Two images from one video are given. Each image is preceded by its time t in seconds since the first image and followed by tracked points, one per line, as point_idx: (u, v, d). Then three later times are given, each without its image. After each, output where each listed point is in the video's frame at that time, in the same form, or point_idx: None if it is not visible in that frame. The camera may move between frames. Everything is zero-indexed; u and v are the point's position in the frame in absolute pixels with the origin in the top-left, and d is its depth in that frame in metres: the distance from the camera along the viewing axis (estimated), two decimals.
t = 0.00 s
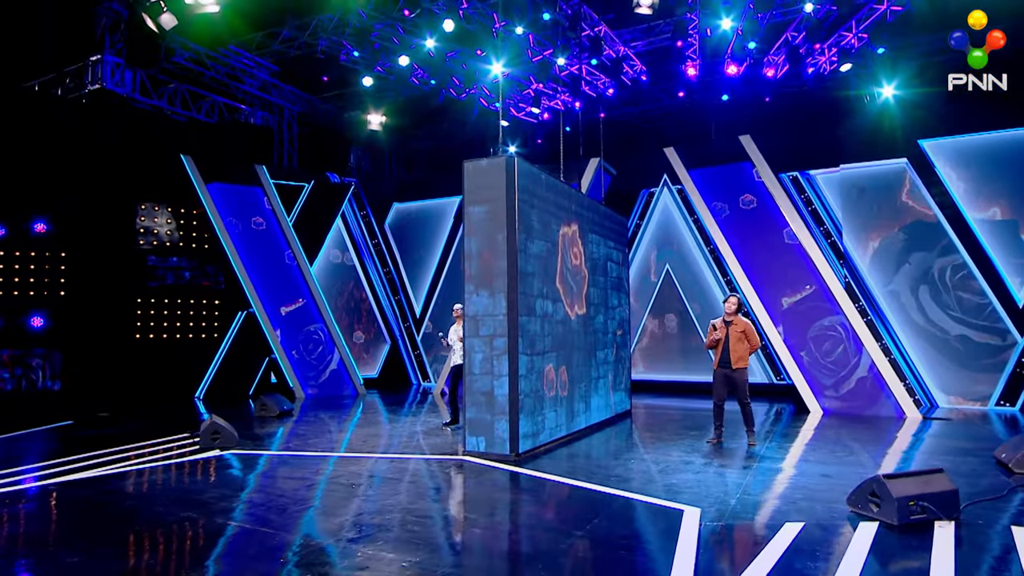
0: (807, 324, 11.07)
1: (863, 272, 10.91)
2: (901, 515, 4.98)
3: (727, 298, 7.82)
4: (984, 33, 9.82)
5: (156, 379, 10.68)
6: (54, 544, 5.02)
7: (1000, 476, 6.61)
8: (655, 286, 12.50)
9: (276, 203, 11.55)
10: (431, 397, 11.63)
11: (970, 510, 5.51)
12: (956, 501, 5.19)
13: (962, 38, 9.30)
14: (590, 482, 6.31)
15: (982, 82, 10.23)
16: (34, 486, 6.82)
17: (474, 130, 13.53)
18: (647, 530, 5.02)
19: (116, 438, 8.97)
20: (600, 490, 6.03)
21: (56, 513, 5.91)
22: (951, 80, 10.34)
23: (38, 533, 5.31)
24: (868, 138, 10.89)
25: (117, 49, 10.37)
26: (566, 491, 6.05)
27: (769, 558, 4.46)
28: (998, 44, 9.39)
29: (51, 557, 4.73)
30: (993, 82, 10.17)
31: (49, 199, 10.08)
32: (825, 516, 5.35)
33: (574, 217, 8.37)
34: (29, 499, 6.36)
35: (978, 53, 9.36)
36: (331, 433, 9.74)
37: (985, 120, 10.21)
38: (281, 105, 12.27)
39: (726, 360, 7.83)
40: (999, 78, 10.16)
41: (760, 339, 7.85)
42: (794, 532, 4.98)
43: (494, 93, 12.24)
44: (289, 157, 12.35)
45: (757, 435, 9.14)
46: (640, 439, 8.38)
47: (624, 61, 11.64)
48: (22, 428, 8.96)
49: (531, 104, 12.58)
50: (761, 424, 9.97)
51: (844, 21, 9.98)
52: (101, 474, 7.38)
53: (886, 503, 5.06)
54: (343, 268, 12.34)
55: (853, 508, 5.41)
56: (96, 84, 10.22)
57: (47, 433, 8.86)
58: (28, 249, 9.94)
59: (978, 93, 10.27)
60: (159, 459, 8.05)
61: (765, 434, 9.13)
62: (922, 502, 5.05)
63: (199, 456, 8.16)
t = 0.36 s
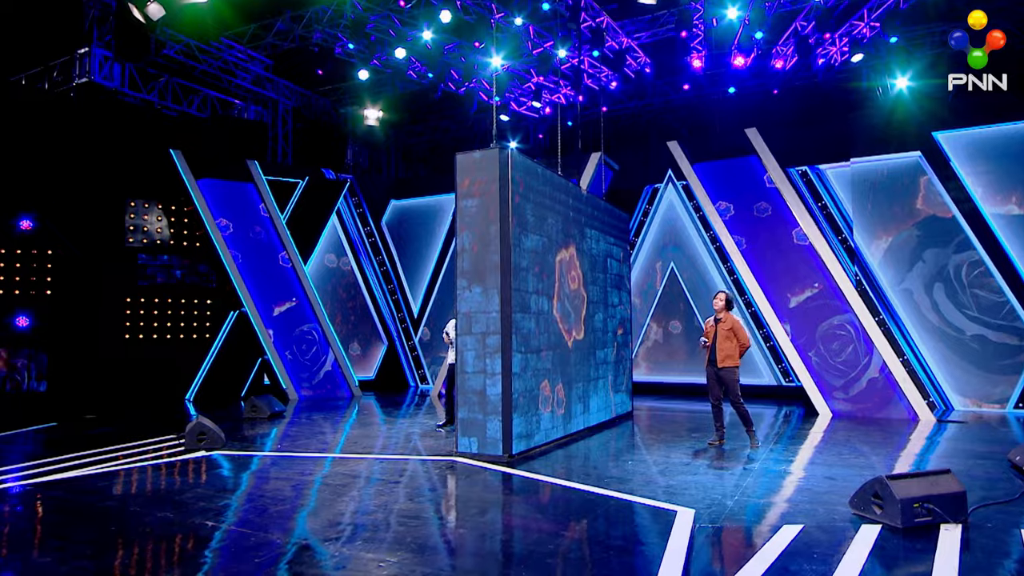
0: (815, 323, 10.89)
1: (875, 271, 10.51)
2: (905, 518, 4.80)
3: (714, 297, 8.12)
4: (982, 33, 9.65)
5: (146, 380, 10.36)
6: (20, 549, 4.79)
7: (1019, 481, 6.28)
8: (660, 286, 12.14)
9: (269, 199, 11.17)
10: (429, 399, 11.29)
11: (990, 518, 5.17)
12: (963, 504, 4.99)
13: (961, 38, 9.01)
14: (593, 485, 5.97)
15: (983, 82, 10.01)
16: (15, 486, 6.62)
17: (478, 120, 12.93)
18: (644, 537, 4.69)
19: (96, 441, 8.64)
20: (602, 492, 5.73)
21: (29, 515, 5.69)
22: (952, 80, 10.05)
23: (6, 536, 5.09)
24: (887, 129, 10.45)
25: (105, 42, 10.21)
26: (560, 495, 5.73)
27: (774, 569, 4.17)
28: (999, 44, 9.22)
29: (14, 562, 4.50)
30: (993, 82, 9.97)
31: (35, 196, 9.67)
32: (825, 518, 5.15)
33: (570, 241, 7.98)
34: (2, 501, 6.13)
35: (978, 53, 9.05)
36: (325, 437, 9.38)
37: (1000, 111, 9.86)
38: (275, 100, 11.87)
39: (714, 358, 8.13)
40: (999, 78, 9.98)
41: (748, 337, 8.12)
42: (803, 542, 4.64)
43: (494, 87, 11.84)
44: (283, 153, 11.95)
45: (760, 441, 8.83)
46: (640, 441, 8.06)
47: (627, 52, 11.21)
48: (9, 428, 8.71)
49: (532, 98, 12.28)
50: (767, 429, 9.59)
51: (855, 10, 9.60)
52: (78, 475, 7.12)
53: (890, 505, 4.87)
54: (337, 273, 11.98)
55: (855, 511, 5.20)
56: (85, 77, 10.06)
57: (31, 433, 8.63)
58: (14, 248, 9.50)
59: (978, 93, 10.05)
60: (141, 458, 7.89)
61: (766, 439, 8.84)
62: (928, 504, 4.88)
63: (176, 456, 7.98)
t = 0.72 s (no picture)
0: (822, 320, 10.53)
1: (886, 267, 10.10)
2: (904, 519, 4.70)
3: (709, 293, 7.87)
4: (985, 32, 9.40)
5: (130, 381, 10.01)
6: None
7: None
8: (662, 284, 11.76)
9: (258, 194, 10.72)
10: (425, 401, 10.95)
11: (999, 522, 4.94)
12: (967, 505, 4.88)
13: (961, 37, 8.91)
14: (601, 488, 5.71)
15: (982, 82, 9.70)
16: None
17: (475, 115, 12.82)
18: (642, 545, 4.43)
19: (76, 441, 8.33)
20: (608, 496, 5.47)
21: None
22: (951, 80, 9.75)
23: None
24: (898, 117, 10.12)
25: (88, 30, 9.61)
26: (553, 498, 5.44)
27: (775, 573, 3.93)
28: (999, 44, 9.02)
29: None
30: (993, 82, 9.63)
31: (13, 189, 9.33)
32: (823, 519, 5.04)
33: (569, 253, 7.66)
34: None
35: (977, 53, 9.00)
36: (316, 439, 9.02)
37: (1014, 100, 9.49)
38: (265, 91, 11.47)
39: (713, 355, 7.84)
40: (999, 78, 9.63)
41: (745, 331, 7.87)
42: (808, 548, 4.37)
43: (491, 78, 11.53)
44: (273, 146, 11.51)
45: (760, 442, 8.58)
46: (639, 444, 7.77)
47: (628, 40, 10.74)
48: None
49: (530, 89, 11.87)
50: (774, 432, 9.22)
51: None
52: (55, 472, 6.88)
53: (890, 505, 4.77)
54: (330, 279, 11.49)
55: (855, 511, 5.11)
56: (65, 67, 9.54)
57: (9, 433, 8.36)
58: None
59: (979, 94, 9.71)
60: (118, 458, 7.62)
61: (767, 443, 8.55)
62: (930, 504, 4.77)
63: (154, 456, 7.75)
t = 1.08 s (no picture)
0: (829, 318, 10.18)
1: (896, 264, 9.74)
2: (904, 519, 4.64)
3: (711, 287, 7.48)
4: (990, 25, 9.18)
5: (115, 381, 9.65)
6: None
7: None
8: (665, 281, 11.37)
9: (246, 188, 10.42)
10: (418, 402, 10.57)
11: (1004, 526, 4.78)
12: (971, 505, 4.81)
13: (960, 39, 8.45)
14: (595, 489, 5.67)
15: (983, 82, 9.41)
16: None
17: (466, 101, 11.96)
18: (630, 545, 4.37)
19: (52, 443, 7.99)
20: (606, 497, 5.42)
21: None
22: (950, 80, 9.53)
23: None
24: (911, 106, 9.78)
25: (70, 18, 8.98)
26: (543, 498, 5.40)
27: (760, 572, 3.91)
28: (999, 44, 8.48)
29: None
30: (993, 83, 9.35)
31: None
32: (822, 519, 5.01)
33: (563, 244, 7.57)
34: None
35: (977, 54, 8.51)
36: (306, 446, 8.60)
37: None
38: (255, 82, 11.07)
39: (721, 352, 7.50)
40: (999, 78, 9.35)
41: (753, 325, 7.55)
42: (799, 551, 4.30)
43: (488, 67, 11.23)
44: (264, 139, 11.14)
45: (766, 444, 8.27)
46: (636, 445, 7.62)
47: (630, 28, 10.33)
48: None
49: (528, 79, 11.46)
50: (781, 433, 8.90)
51: None
52: (26, 474, 6.60)
53: (889, 506, 4.71)
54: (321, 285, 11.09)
55: (853, 512, 5.05)
56: (45, 58, 8.75)
57: None
58: None
59: (978, 94, 9.44)
60: (94, 458, 7.31)
61: (775, 445, 8.21)
62: (931, 505, 4.70)
63: (135, 457, 7.48)
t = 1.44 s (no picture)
0: (836, 315, 9.81)
1: (908, 259, 9.34)
2: (902, 521, 4.51)
3: (721, 285, 7.18)
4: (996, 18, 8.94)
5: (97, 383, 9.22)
6: None
7: None
8: (669, 278, 10.98)
9: (234, 183, 9.97)
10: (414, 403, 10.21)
11: (1011, 529, 4.64)
12: (973, 508, 4.67)
13: (961, 39, 8.41)
14: (590, 491, 5.59)
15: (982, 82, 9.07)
16: None
17: (459, 91, 11.50)
18: (614, 550, 4.26)
19: (24, 444, 7.63)
20: (603, 501, 5.31)
21: None
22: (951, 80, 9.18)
23: None
24: (927, 95, 9.35)
25: (47, 5, 8.53)
26: (531, 499, 5.35)
27: (749, 573, 3.84)
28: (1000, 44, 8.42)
29: None
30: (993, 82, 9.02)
31: None
32: (818, 522, 4.85)
33: (557, 240, 7.49)
34: None
35: (977, 54, 8.53)
36: (296, 447, 8.32)
37: None
38: (243, 73, 10.55)
39: (734, 350, 7.20)
40: (999, 78, 9.01)
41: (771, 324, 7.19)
42: (790, 553, 4.21)
43: (485, 57, 10.81)
44: (252, 133, 10.65)
45: (772, 447, 7.90)
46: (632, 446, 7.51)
47: (631, 15, 9.91)
48: None
49: (527, 70, 11.07)
50: (787, 435, 8.55)
51: None
52: None
53: (887, 507, 4.56)
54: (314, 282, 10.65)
55: (851, 514, 4.89)
56: (24, 46, 8.39)
57: None
58: None
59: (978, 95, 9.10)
60: (71, 458, 7.11)
61: (782, 447, 7.85)
62: (932, 507, 4.56)
63: (113, 458, 7.22)
